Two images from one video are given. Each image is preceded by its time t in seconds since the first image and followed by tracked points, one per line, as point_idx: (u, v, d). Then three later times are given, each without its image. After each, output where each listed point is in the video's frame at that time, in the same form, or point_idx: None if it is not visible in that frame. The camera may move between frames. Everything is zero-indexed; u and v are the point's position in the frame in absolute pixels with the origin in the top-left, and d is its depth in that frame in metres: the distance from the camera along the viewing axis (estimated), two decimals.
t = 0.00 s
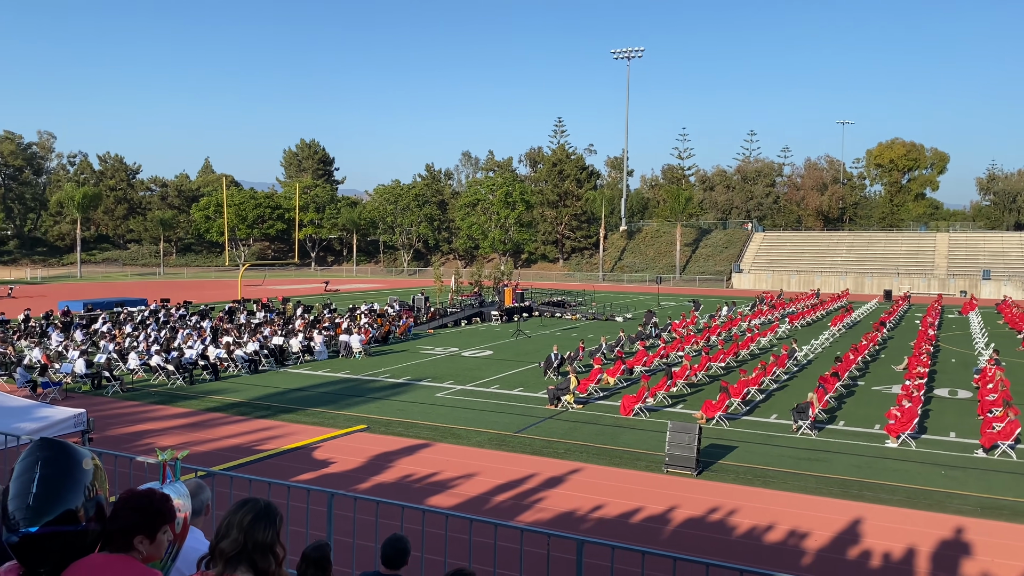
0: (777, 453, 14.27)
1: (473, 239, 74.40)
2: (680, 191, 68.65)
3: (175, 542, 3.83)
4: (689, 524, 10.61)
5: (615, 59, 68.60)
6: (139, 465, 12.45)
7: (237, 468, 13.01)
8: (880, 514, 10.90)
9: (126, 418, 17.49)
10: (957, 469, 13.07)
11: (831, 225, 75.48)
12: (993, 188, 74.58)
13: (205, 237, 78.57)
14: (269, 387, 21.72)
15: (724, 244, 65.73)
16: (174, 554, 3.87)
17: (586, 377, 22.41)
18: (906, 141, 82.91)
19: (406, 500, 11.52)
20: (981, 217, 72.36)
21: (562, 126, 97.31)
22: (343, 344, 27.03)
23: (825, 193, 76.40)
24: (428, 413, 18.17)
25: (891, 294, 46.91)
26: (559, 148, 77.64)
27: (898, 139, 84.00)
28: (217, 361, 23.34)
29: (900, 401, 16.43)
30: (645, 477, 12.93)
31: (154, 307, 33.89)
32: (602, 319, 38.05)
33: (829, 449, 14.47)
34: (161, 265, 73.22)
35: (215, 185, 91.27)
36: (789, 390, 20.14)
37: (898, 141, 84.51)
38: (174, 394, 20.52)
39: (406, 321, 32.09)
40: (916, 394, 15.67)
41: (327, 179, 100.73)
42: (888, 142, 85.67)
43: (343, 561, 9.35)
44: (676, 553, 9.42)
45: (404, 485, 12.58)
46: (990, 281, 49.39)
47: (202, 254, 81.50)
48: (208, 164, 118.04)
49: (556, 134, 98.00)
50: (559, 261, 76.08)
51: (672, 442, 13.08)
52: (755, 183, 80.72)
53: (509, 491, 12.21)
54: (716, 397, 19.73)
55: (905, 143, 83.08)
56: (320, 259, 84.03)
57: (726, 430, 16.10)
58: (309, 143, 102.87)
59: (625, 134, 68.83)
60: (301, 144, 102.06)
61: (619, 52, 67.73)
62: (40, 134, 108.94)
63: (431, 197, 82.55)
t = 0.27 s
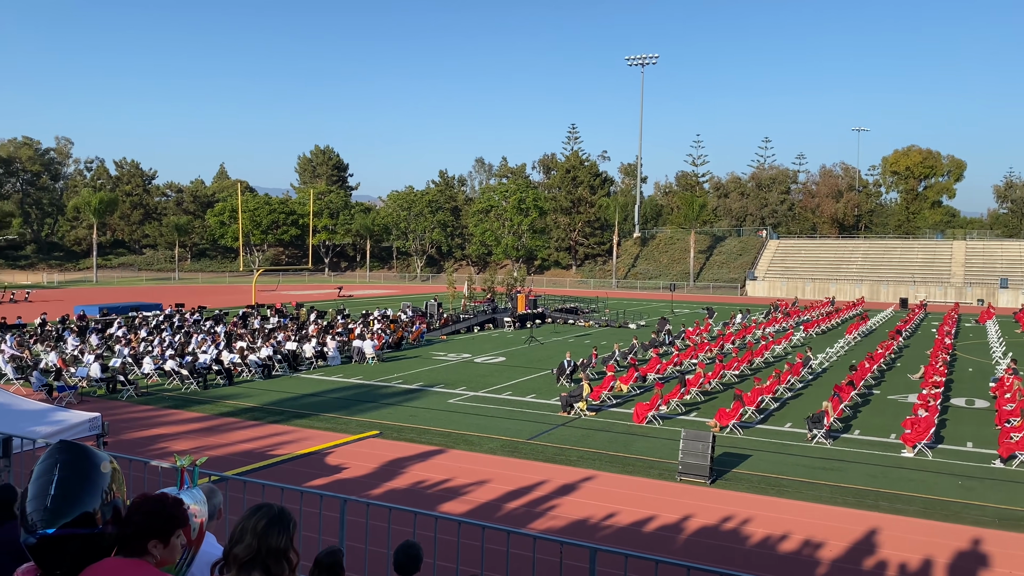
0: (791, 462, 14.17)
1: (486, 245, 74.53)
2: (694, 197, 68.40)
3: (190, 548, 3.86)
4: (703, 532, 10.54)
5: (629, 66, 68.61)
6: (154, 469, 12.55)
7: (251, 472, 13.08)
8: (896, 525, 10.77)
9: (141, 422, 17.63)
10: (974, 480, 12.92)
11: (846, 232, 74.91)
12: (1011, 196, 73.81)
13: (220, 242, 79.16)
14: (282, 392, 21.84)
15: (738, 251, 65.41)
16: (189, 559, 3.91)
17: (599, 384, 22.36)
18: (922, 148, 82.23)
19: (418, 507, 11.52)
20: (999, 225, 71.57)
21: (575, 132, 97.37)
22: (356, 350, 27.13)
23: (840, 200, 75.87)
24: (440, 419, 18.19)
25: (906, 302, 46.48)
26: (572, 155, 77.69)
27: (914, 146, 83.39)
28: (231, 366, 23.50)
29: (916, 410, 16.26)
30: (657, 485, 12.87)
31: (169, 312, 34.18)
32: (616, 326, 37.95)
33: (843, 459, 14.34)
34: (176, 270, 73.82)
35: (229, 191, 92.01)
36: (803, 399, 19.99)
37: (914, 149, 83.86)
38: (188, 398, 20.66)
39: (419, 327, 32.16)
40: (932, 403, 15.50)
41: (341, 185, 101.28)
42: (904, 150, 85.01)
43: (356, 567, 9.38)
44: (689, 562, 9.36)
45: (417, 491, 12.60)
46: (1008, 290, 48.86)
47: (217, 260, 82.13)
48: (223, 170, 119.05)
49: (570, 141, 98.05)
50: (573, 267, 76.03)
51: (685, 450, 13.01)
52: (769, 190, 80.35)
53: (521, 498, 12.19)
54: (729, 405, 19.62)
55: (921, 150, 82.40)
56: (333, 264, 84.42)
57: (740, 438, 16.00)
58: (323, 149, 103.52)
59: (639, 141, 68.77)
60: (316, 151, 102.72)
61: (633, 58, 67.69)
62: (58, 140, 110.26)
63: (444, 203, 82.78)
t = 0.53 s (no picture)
0: (801, 466, 14.11)
1: (495, 248, 74.69)
2: (704, 201, 68.23)
3: (201, 551, 3.91)
4: (712, 536, 10.52)
5: (639, 69, 68.59)
6: (165, 471, 12.64)
7: (261, 474, 13.14)
8: (908, 530, 10.70)
9: (152, 423, 17.77)
10: (985, 485, 12.83)
11: (857, 235, 74.56)
12: None
13: (231, 245, 79.67)
14: (292, 394, 21.93)
15: (749, 254, 65.22)
16: (200, 561, 3.95)
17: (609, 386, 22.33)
18: (934, 151, 81.74)
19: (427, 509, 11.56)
20: (1012, 228, 70.98)
21: (585, 135, 97.44)
22: (366, 352, 27.24)
23: (851, 203, 75.51)
24: (449, 422, 18.22)
25: (918, 306, 46.18)
26: (582, 157, 77.70)
27: (926, 150, 82.93)
28: (242, 367, 23.64)
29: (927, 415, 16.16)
30: (667, 489, 12.85)
31: (180, 313, 34.43)
32: (625, 329, 37.90)
33: (854, 463, 14.27)
34: (188, 272, 74.35)
35: (240, 194, 92.59)
36: (814, 403, 19.89)
37: (926, 152, 83.38)
38: (198, 400, 20.79)
39: (428, 330, 32.25)
40: (944, 407, 15.40)
41: (351, 188, 101.68)
42: (915, 153, 84.54)
43: (365, 568, 9.42)
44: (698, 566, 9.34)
45: (426, 493, 12.63)
46: (1021, 294, 48.51)
47: (228, 262, 82.67)
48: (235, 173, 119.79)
49: (579, 143, 98.33)
50: (582, 270, 76.03)
51: (695, 454, 12.97)
52: (780, 193, 80.08)
53: (530, 500, 12.20)
54: (739, 409, 19.56)
55: (933, 153, 81.92)
56: (344, 267, 84.81)
57: (750, 442, 15.96)
58: (334, 152, 103.96)
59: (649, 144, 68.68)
60: (326, 154, 103.18)
61: (643, 62, 67.64)
62: (71, 142, 111.18)
63: (453, 206, 82.98)
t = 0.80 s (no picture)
0: (808, 465, 14.09)
1: (501, 247, 74.67)
2: (711, 200, 68.07)
3: (208, 549, 3.93)
4: (719, 536, 10.51)
5: (645, 67, 68.40)
6: (172, 469, 12.70)
7: (268, 472, 13.19)
8: (914, 530, 10.68)
9: (159, 421, 17.84)
10: (993, 485, 12.78)
11: (865, 235, 74.22)
12: None
13: (237, 244, 79.89)
14: (298, 392, 21.99)
15: (755, 254, 65.04)
16: (208, 559, 3.98)
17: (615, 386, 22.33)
18: (942, 150, 81.34)
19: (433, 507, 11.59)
20: (1020, 228, 70.41)
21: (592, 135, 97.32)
22: (372, 351, 27.31)
23: (858, 202, 75.19)
24: (455, 421, 18.25)
25: (925, 305, 45.95)
26: (588, 157, 77.60)
27: (933, 148, 82.56)
28: (248, 366, 23.71)
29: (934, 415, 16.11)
30: (673, 488, 12.85)
31: (187, 312, 34.56)
32: (631, 329, 37.86)
33: (861, 463, 14.23)
34: (194, 271, 74.59)
35: (247, 192, 92.83)
36: (821, 402, 19.83)
37: (933, 150, 83.00)
38: (205, 398, 20.88)
39: (434, 329, 32.29)
40: (952, 407, 15.34)
41: (358, 187, 101.81)
42: (923, 152, 84.15)
43: (372, 567, 9.44)
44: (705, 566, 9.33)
45: (432, 492, 12.66)
46: None
47: (235, 261, 82.92)
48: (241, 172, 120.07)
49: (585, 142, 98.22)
50: (588, 269, 75.92)
51: (701, 453, 12.96)
52: (786, 192, 79.81)
53: (537, 499, 12.22)
54: (746, 408, 19.54)
55: (941, 152, 81.51)
56: (350, 266, 84.99)
57: (756, 442, 15.94)
58: (340, 151, 104.08)
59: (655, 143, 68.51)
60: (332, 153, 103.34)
61: (650, 60, 67.48)
62: (79, 141, 111.61)
63: (459, 205, 83.00)
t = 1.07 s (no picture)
0: (809, 462, 14.08)
1: (503, 244, 74.64)
2: (712, 196, 67.97)
3: (210, 546, 3.94)
4: (720, 533, 10.52)
5: (647, 64, 68.22)
6: (174, 465, 12.72)
7: (269, 469, 13.21)
8: (916, 527, 10.68)
9: (161, 419, 17.86)
10: (995, 482, 12.76)
11: (866, 231, 74.13)
12: None
13: (239, 241, 79.91)
14: (300, 389, 21.99)
15: (757, 250, 64.98)
16: (210, 557, 3.98)
17: (616, 383, 22.33)
18: (944, 146, 81.20)
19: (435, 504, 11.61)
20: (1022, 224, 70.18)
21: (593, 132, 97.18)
22: (374, 348, 27.32)
23: (860, 199, 75.08)
24: (457, 417, 18.26)
25: (927, 302, 45.85)
26: (589, 153, 77.50)
27: (935, 145, 82.38)
28: (250, 363, 23.72)
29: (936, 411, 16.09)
30: (674, 485, 12.86)
31: (189, 309, 34.58)
32: (632, 326, 37.85)
33: (862, 459, 14.24)
34: (196, 268, 74.64)
35: (248, 189, 92.84)
36: (822, 399, 19.82)
37: (935, 147, 82.85)
38: (207, 395, 20.90)
39: (436, 326, 32.27)
40: (953, 403, 15.34)
41: (359, 184, 101.76)
42: (925, 148, 83.98)
43: (373, 564, 9.45)
44: (707, 562, 9.34)
45: (434, 489, 12.68)
46: None
47: (236, 258, 82.95)
48: (243, 170, 120.03)
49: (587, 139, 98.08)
50: (589, 266, 75.84)
51: (702, 450, 12.97)
52: (788, 189, 79.68)
53: (538, 496, 12.23)
54: (747, 405, 19.54)
55: (943, 148, 81.38)
56: (351, 263, 85.02)
57: (757, 438, 15.94)
58: (341, 148, 104.00)
59: (656, 139, 68.37)
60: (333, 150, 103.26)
61: (652, 57, 67.29)
62: (80, 138, 111.61)
63: (461, 202, 82.95)
